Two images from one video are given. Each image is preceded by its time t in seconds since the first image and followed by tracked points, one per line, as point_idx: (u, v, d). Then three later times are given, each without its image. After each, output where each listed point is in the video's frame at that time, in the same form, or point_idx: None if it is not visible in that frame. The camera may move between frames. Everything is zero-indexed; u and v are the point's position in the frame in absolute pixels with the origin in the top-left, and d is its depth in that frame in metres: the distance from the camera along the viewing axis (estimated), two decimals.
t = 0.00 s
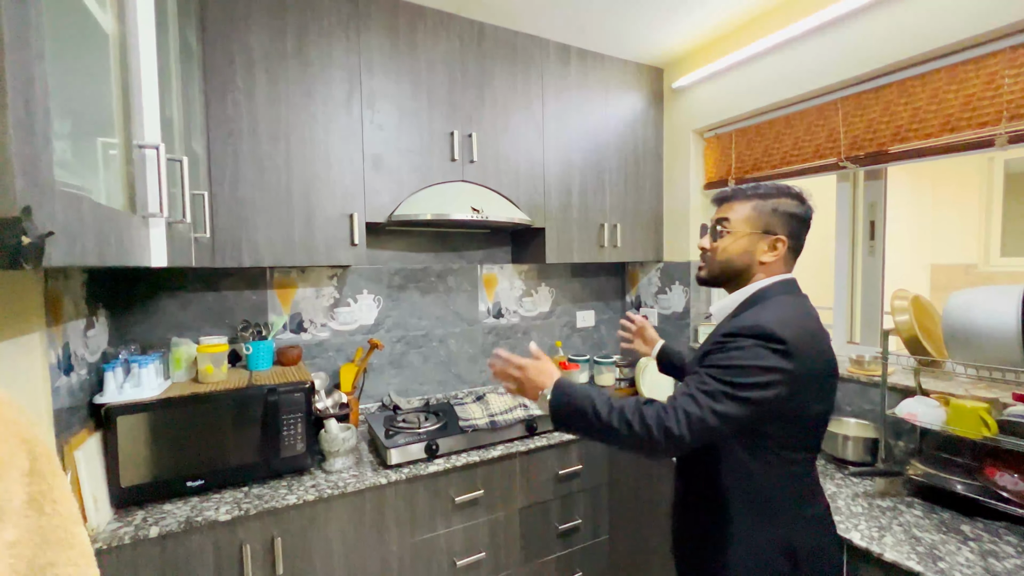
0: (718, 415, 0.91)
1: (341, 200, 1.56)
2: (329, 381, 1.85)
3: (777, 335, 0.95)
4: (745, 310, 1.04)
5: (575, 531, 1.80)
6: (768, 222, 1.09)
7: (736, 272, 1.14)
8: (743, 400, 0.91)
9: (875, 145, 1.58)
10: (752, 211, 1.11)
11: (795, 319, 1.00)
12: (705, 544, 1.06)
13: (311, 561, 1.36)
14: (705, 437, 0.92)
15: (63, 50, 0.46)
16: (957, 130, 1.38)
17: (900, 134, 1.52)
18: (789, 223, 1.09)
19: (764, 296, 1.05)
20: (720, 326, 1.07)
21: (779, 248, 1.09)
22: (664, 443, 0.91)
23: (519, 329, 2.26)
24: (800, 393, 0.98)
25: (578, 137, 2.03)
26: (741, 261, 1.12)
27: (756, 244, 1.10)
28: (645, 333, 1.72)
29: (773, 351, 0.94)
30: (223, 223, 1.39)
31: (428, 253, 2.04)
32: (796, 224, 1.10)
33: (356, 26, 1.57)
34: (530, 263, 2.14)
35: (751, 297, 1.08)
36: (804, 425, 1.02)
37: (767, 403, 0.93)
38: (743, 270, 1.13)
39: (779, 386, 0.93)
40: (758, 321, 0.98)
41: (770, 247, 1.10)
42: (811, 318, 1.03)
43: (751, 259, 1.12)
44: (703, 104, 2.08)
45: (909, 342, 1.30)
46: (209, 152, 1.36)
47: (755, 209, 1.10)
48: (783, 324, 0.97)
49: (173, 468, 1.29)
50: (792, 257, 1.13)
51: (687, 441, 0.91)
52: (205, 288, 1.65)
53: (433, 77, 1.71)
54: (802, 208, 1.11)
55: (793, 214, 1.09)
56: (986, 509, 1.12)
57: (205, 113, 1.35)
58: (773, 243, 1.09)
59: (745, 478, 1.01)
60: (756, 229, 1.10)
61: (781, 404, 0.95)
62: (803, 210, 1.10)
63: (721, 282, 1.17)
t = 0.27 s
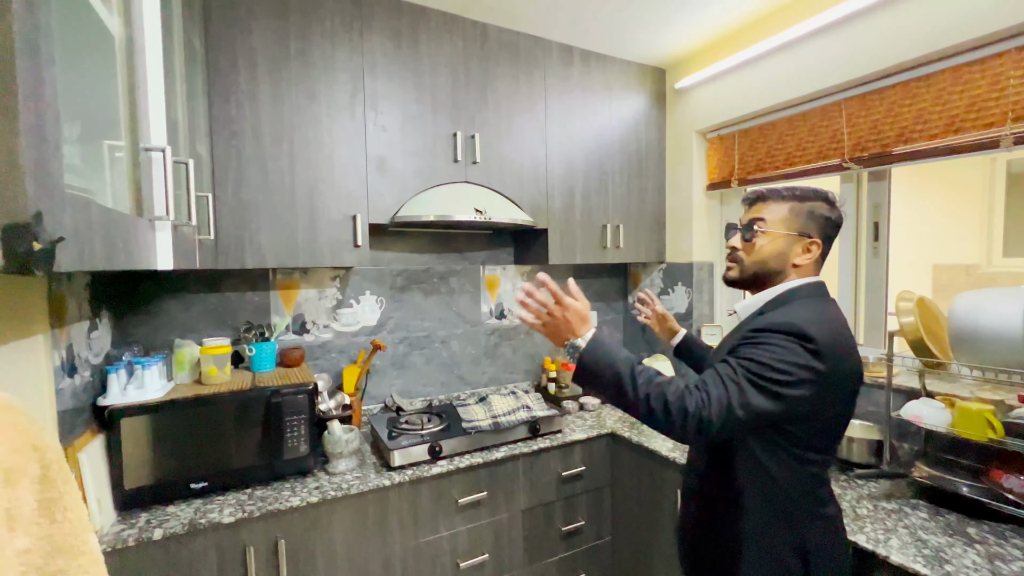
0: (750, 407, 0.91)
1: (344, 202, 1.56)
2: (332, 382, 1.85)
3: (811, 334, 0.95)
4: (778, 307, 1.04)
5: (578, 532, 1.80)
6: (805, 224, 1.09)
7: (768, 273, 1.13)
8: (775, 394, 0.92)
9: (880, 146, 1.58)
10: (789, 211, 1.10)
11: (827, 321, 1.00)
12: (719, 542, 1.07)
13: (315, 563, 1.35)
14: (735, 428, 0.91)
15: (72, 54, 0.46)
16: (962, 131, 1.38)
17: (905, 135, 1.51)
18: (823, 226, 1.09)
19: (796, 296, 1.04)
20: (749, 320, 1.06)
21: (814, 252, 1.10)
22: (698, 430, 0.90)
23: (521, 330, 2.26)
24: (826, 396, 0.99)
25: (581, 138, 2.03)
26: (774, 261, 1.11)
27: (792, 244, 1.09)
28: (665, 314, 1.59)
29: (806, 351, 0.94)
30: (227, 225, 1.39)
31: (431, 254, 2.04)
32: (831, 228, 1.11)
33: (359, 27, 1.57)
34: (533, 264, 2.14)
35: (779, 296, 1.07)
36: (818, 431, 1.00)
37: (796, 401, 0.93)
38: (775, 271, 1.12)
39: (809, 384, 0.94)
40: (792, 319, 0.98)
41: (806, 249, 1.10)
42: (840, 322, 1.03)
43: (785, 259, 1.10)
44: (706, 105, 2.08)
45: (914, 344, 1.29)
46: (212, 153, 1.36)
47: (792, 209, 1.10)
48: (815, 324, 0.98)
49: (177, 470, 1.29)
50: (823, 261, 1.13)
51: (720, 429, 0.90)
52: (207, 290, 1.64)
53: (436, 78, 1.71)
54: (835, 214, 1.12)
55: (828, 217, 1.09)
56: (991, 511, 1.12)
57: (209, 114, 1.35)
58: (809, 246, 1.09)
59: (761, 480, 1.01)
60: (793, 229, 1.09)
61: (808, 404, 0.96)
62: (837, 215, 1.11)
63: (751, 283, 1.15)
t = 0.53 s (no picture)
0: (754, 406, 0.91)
1: (346, 204, 1.56)
2: (333, 384, 1.86)
3: (823, 339, 0.95)
4: (790, 310, 1.04)
5: (579, 533, 1.81)
6: (796, 229, 1.08)
7: (767, 279, 1.14)
8: (781, 396, 0.92)
9: (880, 148, 1.58)
10: (782, 218, 1.10)
11: (839, 327, 0.99)
12: (728, 543, 1.08)
13: (318, 564, 1.36)
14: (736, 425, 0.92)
15: (80, 63, 0.46)
16: (963, 133, 1.38)
17: (906, 137, 1.52)
18: (824, 229, 1.06)
19: (809, 302, 1.04)
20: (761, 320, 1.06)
21: (808, 257, 1.08)
22: (699, 422, 0.91)
23: (522, 331, 2.26)
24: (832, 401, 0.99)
25: (582, 140, 2.03)
26: (771, 268, 1.12)
27: (786, 250, 1.09)
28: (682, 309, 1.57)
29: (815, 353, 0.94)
30: (229, 227, 1.39)
31: (432, 256, 2.05)
32: (833, 231, 1.06)
33: (361, 30, 1.57)
34: (533, 266, 2.14)
35: (787, 300, 1.07)
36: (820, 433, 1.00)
37: (802, 404, 0.93)
38: (773, 277, 1.13)
39: (816, 388, 0.94)
40: (803, 323, 0.97)
41: (799, 254, 1.09)
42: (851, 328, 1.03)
43: (781, 266, 1.11)
44: (707, 107, 2.08)
45: (914, 346, 1.30)
46: (215, 156, 1.36)
47: (787, 215, 1.09)
48: (827, 330, 0.97)
49: (179, 472, 1.29)
50: (829, 263, 1.10)
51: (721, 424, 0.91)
52: (209, 291, 1.65)
53: (437, 80, 1.71)
54: (845, 215, 1.07)
55: (829, 220, 1.06)
56: (992, 513, 1.12)
57: (211, 117, 1.35)
58: (801, 250, 1.08)
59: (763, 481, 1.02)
60: (786, 237, 1.09)
61: (816, 409, 0.96)
62: (841, 216, 1.06)
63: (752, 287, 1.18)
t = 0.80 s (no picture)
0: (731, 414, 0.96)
1: (345, 204, 1.56)
2: (333, 385, 1.85)
3: (794, 336, 0.95)
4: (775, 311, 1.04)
5: (578, 534, 1.80)
6: (789, 231, 1.07)
7: (760, 280, 1.15)
8: (757, 400, 0.94)
9: (880, 149, 1.58)
10: (774, 220, 1.09)
11: (822, 323, 0.98)
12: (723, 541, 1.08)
13: (316, 566, 1.35)
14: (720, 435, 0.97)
15: (72, 65, 0.46)
16: (962, 134, 1.38)
17: (905, 138, 1.51)
18: (816, 232, 1.05)
19: (791, 300, 1.03)
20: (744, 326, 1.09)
21: (801, 260, 1.07)
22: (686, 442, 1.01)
23: (521, 332, 2.26)
24: (825, 397, 0.97)
25: (581, 140, 2.03)
26: (763, 269, 1.12)
27: (778, 253, 1.09)
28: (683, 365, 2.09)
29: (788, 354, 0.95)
30: (227, 229, 1.39)
31: (431, 256, 2.04)
32: (825, 233, 1.06)
33: (360, 30, 1.57)
34: (533, 266, 2.14)
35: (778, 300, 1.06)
36: (818, 434, 1.00)
37: (785, 404, 0.94)
38: (766, 278, 1.13)
39: (799, 386, 0.94)
40: (775, 324, 0.99)
41: (792, 256, 1.08)
42: (838, 322, 1.01)
43: (774, 267, 1.11)
44: (707, 107, 2.08)
45: (915, 347, 1.29)
46: (213, 157, 1.36)
47: (780, 217, 1.09)
48: (803, 326, 0.97)
49: (177, 472, 1.29)
50: (823, 265, 1.09)
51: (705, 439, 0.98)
52: (208, 292, 1.64)
53: (436, 81, 1.71)
54: (838, 218, 1.06)
55: (821, 222, 1.05)
56: (992, 515, 1.12)
57: (210, 118, 1.35)
58: (794, 253, 1.07)
59: (762, 482, 1.02)
60: (778, 240, 1.09)
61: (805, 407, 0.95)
62: (833, 218, 1.05)
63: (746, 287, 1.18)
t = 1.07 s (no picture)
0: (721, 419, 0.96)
1: (344, 205, 1.56)
2: (331, 385, 1.85)
3: (776, 333, 0.96)
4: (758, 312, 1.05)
5: (578, 535, 1.80)
6: (767, 233, 1.08)
7: (745, 282, 1.16)
8: (747, 400, 0.94)
9: (880, 149, 1.57)
10: (751, 223, 1.11)
11: (805, 320, 0.99)
12: (719, 543, 1.07)
13: (314, 567, 1.35)
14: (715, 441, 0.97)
15: (63, 64, 0.46)
16: (962, 134, 1.37)
17: (905, 138, 1.51)
18: (794, 232, 1.05)
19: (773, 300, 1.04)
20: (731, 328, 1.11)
21: (781, 260, 1.07)
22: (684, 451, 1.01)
23: (521, 332, 2.25)
24: (816, 393, 0.96)
25: (581, 140, 2.02)
26: (745, 271, 1.14)
27: (757, 255, 1.10)
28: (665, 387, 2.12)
29: (772, 353, 0.96)
30: (225, 230, 1.38)
31: (430, 257, 2.04)
32: (804, 233, 1.05)
33: (358, 31, 1.56)
34: (532, 266, 2.13)
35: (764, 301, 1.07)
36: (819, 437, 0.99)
37: (775, 402, 0.94)
38: (750, 280, 1.14)
39: (788, 384, 0.94)
40: (757, 324, 1.00)
41: (771, 257, 1.09)
42: (824, 318, 1.01)
43: (754, 269, 1.12)
44: (707, 107, 2.07)
45: (914, 348, 1.29)
46: (211, 158, 1.36)
47: (757, 220, 1.10)
48: (785, 323, 0.98)
49: (175, 474, 1.29)
50: (803, 265, 1.09)
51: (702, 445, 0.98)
52: (206, 293, 1.64)
53: (435, 81, 1.70)
54: (818, 216, 1.05)
55: (797, 223, 1.05)
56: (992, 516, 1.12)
57: (207, 119, 1.34)
58: (773, 254, 1.08)
59: (761, 484, 1.02)
60: (757, 242, 1.10)
61: (795, 404, 0.95)
62: (809, 217, 1.05)
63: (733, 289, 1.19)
